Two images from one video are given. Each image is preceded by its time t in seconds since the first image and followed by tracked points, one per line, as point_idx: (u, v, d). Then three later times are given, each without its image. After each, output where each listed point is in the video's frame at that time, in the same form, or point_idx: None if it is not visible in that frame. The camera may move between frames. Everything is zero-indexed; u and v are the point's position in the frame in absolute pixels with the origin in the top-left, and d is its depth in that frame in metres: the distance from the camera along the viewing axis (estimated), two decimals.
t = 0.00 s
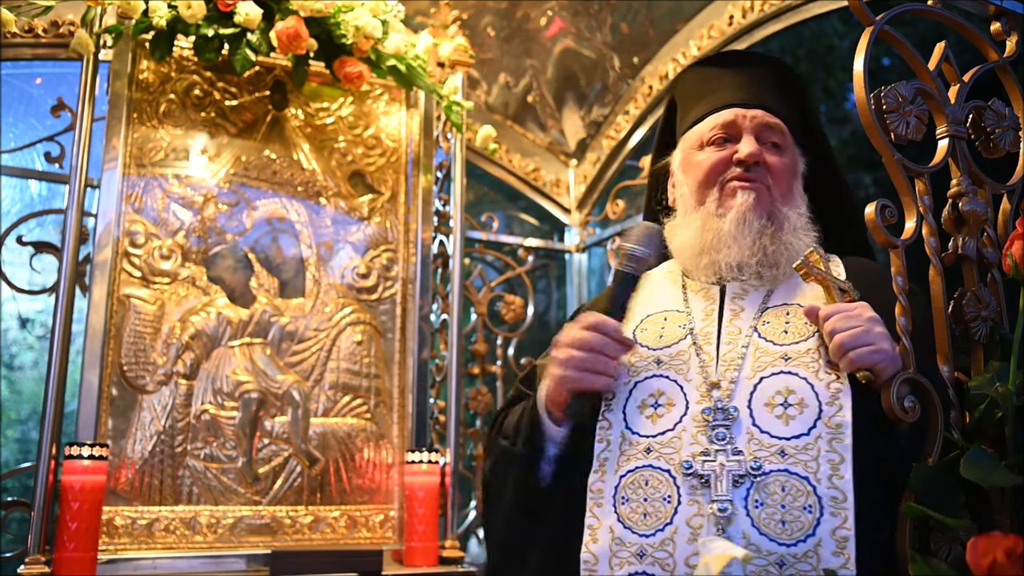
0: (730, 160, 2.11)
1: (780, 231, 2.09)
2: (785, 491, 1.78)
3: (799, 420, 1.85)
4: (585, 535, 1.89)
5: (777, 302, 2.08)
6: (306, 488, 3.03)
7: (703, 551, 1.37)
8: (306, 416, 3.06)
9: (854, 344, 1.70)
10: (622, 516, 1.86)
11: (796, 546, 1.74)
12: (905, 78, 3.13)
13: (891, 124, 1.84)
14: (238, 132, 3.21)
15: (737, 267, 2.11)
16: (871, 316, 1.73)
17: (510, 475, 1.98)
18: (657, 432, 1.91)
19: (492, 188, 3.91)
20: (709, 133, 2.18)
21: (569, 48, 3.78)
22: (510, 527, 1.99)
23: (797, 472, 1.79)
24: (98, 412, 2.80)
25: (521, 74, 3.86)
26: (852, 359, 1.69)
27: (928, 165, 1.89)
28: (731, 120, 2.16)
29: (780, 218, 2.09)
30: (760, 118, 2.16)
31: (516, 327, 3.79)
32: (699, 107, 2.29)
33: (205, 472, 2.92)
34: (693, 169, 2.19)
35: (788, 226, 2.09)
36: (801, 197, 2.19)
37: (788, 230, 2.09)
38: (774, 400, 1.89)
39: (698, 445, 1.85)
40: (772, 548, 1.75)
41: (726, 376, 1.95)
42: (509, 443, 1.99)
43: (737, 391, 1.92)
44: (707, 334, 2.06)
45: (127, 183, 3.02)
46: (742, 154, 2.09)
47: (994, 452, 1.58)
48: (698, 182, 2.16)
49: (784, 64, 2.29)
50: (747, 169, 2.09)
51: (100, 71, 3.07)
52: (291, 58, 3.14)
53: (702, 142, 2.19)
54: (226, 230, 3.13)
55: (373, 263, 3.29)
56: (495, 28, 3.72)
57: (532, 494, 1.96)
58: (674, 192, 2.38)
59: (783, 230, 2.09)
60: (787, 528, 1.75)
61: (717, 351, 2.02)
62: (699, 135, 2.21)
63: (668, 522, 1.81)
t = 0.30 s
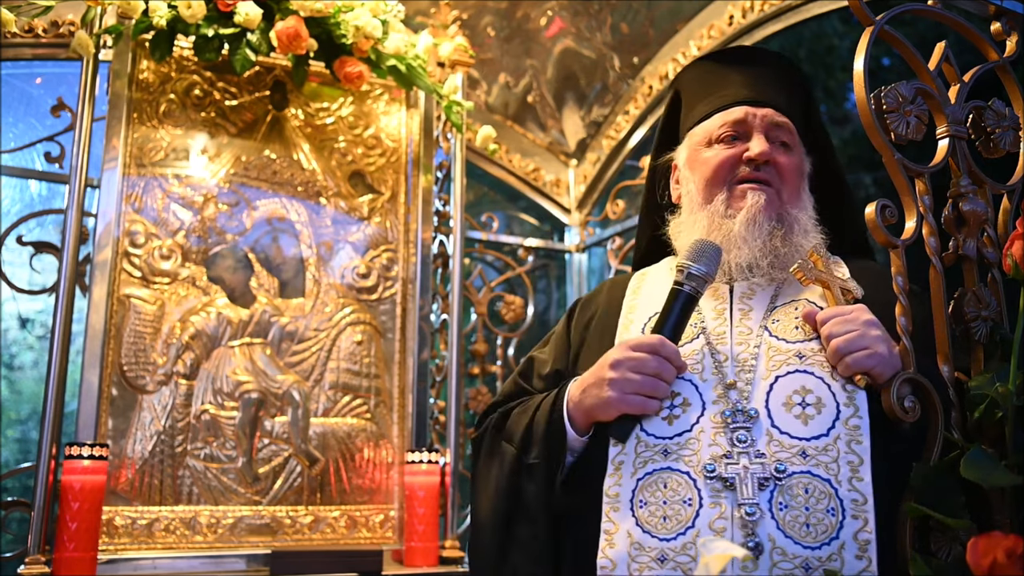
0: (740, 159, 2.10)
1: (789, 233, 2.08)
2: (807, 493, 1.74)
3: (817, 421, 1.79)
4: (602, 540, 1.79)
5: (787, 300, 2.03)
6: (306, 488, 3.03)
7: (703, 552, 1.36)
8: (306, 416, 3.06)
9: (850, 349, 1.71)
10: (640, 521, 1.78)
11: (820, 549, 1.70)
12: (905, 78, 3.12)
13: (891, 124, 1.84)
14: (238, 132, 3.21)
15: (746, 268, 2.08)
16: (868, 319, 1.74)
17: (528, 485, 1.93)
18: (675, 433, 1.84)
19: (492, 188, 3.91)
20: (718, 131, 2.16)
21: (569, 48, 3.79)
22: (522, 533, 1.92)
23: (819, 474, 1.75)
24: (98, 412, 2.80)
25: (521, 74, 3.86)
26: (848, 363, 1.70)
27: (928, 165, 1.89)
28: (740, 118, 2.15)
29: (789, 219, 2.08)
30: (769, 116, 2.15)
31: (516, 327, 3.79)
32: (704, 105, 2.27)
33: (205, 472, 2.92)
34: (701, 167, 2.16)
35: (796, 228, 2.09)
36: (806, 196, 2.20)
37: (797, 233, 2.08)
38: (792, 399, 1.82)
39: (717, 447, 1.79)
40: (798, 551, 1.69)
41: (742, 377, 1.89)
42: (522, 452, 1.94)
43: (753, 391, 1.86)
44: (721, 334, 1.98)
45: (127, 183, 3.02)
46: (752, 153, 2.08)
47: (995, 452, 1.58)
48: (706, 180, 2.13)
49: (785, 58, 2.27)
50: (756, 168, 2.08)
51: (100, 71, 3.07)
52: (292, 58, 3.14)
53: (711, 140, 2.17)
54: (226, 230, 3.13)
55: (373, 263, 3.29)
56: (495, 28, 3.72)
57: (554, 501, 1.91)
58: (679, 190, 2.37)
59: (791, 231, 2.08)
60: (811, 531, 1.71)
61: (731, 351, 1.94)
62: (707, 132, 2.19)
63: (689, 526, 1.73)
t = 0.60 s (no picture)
0: (740, 159, 2.10)
1: (788, 235, 2.08)
2: (814, 492, 1.74)
3: (822, 419, 1.80)
4: (608, 543, 1.80)
5: (788, 300, 2.04)
6: (306, 488, 3.03)
7: (703, 552, 1.35)
8: (306, 416, 3.06)
9: (846, 352, 1.73)
10: (647, 523, 1.78)
11: (829, 548, 1.71)
12: (905, 78, 3.12)
13: (891, 124, 1.84)
14: (238, 132, 3.21)
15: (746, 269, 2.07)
16: (864, 321, 1.75)
17: (529, 491, 1.92)
18: (680, 434, 1.84)
19: (492, 188, 3.91)
20: (717, 131, 2.16)
21: (569, 48, 3.79)
22: (520, 539, 1.91)
23: (826, 472, 1.76)
24: (98, 412, 2.80)
25: (521, 74, 3.86)
26: (846, 366, 1.72)
27: (928, 165, 1.89)
28: (739, 118, 2.15)
29: (788, 220, 2.09)
30: (769, 117, 2.15)
31: (516, 327, 3.79)
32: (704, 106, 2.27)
33: (205, 472, 2.92)
34: (701, 167, 2.16)
35: (796, 230, 2.09)
36: (805, 196, 2.20)
37: (796, 234, 2.09)
38: (796, 399, 1.83)
39: (723, 448, 1.79)
40: (806, 550, 1.70)
41: (745, 377, 1.89)
42: (523, 458, 1.95)
43: (758, 390, 1.86)
44: (722, 334, 1.98)
45: (127, 183, 3.02)
46: (751, 153, 2.08)
47: (995, 451, 1.57)
48: (706, 180, 2.13)
49: (784, 58, 2.27)
50: (755, 168, 2.08)
51: (100, 71, 3.07)
52: (292, 58, 3.14)
53: (710, 140, 2.17)
54: (226, 230, 3.13)
55: (373, 263, 3.29)
56: (495, 28, 3.72)
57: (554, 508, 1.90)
58: (676, 190, 2.37)
59: (790, 233, 2.09)
60: (819, 530, 1.72)
61: (733, 352, 1.94)
62: (706, 132, 2.19)
63: (697, 527, 1.73)
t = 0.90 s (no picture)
0: (737, 158, 2.10)
1: (786, 234, 2.08)
2: (815, 490, 1.74)
3: (823, 418, 1.80)
4: (608, 542, 1.79)
5: (788, 299, 2.04)
6: (306, 488, 3.03)
7: (703, 552, 1.36)
8: (306, 416, 3.06)
9: (845, 353, 1.74)
10: (647, 521, 1.78)
11: (830, 546, 1.71)
12: (905, 78, 3.12)
13: (891, 124, 1.84)
14: (238, 132, 3.21)
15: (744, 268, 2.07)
16: (861, 322, 1.75)
17: (528, 490, 1.92)
18: (680, 433, 1.83)
19: (491, 188, 3.91)
20: (714, 131, 2.16)
21: (569, 48, 3.79)
22: (519, 538, 1.91)
23: (827, 471, 1.76)
24: (98, 412, 2.80)
25: (521, 74, 3.86)
26: (843, 368, 1.73)
27: (928, 165, 1.89)
28: (736, 117, 2.15)
29: (785, 219, 2.08)
30: (765, 116, 2.15)
31: (516, 327, 3.79)
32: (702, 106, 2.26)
33: (205, 472, 2.92)
34: (698, 166, 2.16)
35: (793, 230, 2.09)
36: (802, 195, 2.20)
37: (795, 234, 2.09)
38: (796, 397, 1.83)
39: (724, 446, 1.79)
40: (807, 549, 1.70)
41: (746, 376, 1.88)
42: (522, 457, 1.95)
43: (758, 389, 1.86)
44: (722, 333, 1.98)
45: (127, 183, 3.02)
46: (749, 151, 2.07)
47: (995, 451, 1.57)
48: (704, 178, 2.13)
49: (784, 62, 2.28)
50: (753, 166, 2.08)
51: (100, 71, 3.06)
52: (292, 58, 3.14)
53: (707, 140, 2.17)
54: (226, 230, 3.13)
55: (373, 263, 3.29)
56: (495, 28, 3.72)
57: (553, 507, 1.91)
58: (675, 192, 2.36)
59: (789, 233, 2.08)
60: (820, 528, 1.72)
61: (733, 351, 1.94)
62: (703, 132, 2.19)
63: (698, 526, 1.73)
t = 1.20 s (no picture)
0: (739, 152, 2.10)
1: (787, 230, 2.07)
2: (815, 487, 1.75)
3: (823, 415, 1.80)
4: (608, 537, 1.79)
5: (788, 297, 2.04)
6: (306, 488, 3.03)
7: (703, 552, 1.35)
8: (306, 416, 3.06)
9: (845, 354, 1.74)
10: (647, 517, 1.78)
11: (830, 543, 1.71)
12: (905, 79, 3.12)
13: (891, 124, 1.84)
14: (238, 132, 3.21)
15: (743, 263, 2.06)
16: (860, 322, 1.76)
17: (528, 485, 1.92)
18: (680, 429, 1.83)
19: (491, 188, 3.91)
20: (717, 126, 2.16)
21: (569, 48, 3.79)
22: (518, 535, 1.90)
23: (827, 468, 1.76)
24: (98, 412, 2.80)
25: (521, 74, 3.86)
26: (843, 368, 1.74)
27: (928, 165, 1.89)
28: (739, 113, 2.16)
29: (786, 215, 2.08)
30: (768, 113, 2.15)
31: (516, 327, 3.79)
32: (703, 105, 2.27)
33: (205, 472, 2.92)
34: (700, 161, 2.16)
35: (793, 226, 2.08)
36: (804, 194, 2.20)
37: (795, 231, 2.08)
38: (797, 395, 1.83)
39: (724, 443, 1.79)
40: (807, 546, 1.70)
41: (746, 372, 1.88)
42: (522, 452, 1.94)
43: (759, 386, 1.86)
44: (723, 329, 1.97)
45: (127, 183, 3.02)
46: (751, 146, 2.08)
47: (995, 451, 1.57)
48: (705, 173, 2.13)
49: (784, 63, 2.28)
50: (755, 161, 2.08)
51: (100, 71, 3.06)
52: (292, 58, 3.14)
53: (710, 135, 2.17)
54: (226, 230, 3.13)
55: (373, 263, 3.29)
56: (495, 28, 3.72)
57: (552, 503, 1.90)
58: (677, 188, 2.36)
59: (789, 229, 2.08)
60: (820, 525, 1.72)
61: (734, 347, 1.93)
62: (706, 128, 2.19)
63: (698, 522, 1.74)
